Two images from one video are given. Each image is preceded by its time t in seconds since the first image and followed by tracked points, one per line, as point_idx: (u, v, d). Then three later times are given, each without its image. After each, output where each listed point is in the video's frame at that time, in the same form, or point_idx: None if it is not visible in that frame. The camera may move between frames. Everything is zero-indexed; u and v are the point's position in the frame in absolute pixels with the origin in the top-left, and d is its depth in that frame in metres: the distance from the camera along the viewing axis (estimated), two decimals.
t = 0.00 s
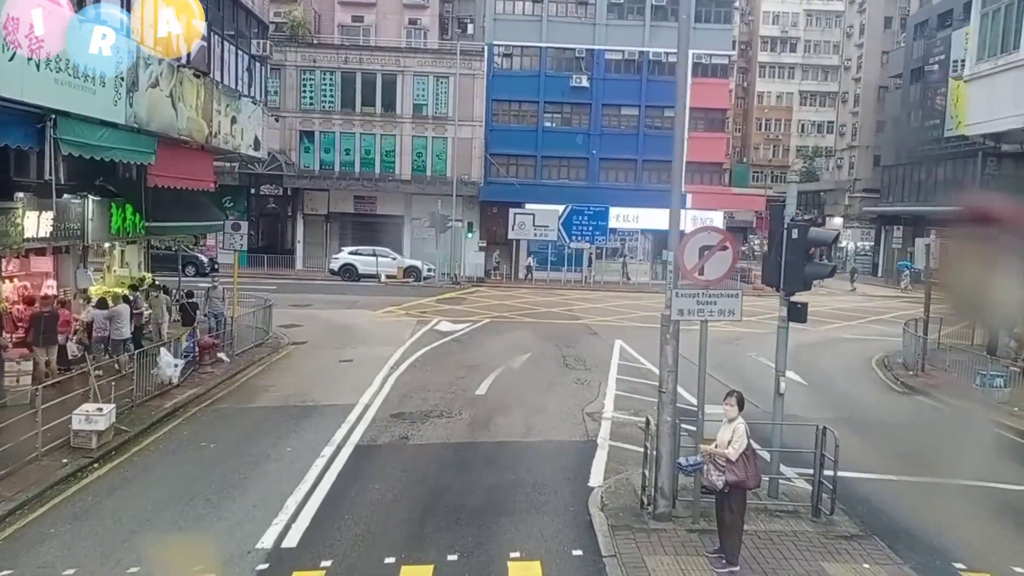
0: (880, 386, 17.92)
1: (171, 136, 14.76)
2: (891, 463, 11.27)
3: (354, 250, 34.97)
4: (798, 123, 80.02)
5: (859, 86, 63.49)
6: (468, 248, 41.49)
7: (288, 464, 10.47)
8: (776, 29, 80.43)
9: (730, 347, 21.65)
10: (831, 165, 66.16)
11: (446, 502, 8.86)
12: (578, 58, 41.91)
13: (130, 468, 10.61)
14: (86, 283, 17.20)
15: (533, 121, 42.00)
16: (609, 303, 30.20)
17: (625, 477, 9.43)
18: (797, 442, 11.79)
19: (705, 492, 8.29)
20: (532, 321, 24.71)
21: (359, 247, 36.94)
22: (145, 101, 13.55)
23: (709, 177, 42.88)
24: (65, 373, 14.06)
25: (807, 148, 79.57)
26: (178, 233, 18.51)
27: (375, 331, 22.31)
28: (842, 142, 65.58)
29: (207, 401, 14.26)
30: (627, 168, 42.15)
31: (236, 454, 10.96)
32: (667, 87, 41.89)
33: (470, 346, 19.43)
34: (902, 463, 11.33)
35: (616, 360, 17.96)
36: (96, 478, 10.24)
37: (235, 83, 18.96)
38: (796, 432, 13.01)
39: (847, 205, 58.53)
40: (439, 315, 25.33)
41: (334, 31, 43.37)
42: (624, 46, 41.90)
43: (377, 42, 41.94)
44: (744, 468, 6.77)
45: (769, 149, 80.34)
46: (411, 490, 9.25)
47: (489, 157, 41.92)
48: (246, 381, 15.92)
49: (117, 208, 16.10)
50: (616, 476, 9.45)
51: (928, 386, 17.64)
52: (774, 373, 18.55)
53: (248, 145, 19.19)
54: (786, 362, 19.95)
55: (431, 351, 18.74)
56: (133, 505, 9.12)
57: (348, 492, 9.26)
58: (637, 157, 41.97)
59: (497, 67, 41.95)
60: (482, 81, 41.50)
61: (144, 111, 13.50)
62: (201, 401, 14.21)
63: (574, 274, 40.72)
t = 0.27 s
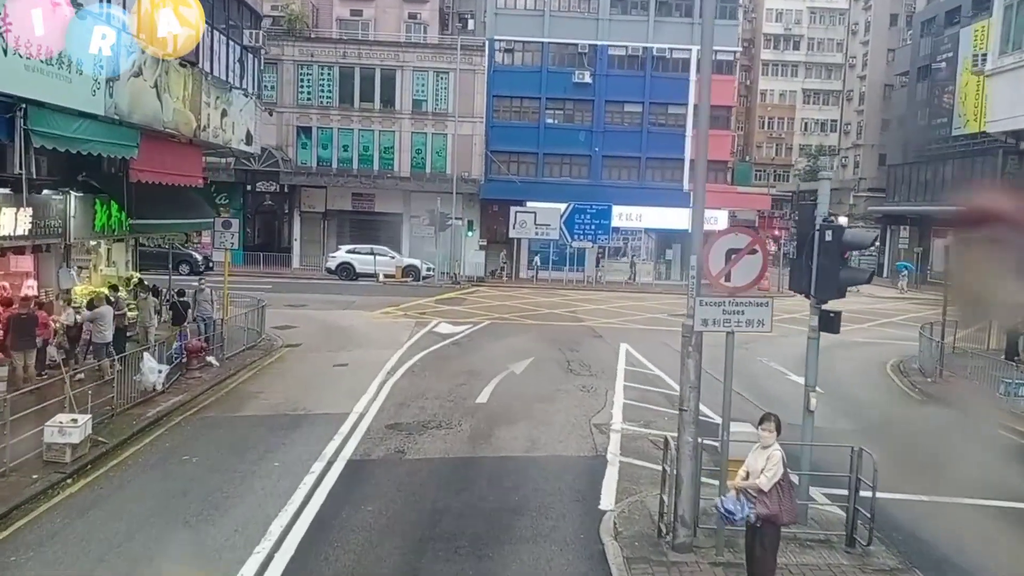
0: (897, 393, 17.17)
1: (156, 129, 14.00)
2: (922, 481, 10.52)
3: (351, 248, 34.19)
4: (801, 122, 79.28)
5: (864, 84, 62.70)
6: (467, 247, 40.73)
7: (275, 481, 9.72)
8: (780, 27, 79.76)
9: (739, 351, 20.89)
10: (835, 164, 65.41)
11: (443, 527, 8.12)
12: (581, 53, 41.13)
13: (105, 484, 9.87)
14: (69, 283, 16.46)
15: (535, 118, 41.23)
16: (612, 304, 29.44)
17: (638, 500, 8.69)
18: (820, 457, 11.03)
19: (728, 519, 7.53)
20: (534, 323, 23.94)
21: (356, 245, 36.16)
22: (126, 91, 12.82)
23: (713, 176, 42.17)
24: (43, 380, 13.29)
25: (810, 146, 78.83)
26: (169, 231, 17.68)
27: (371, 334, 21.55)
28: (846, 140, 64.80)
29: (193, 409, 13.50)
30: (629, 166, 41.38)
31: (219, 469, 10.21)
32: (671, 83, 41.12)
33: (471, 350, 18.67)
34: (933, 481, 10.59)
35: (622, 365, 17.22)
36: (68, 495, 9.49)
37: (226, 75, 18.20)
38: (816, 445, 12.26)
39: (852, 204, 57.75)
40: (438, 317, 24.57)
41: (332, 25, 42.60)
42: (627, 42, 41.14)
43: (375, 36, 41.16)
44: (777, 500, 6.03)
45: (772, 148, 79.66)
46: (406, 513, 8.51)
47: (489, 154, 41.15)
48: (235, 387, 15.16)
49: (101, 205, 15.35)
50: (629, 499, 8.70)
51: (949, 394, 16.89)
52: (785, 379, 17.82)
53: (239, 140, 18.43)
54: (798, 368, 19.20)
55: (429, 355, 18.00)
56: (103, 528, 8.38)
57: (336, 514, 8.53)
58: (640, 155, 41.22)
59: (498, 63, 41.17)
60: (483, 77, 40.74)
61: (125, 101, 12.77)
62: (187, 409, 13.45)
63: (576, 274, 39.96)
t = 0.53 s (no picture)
0: (922, 409, 16.32)
1: (142, 127, 13.28)
2: (966, 509, 9.64)
3: (352, 253, 33.38)
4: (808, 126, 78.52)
5: (873, 88, 61.89)
6: (470, 251, 39.95)
7: (259, 508, 8.90)
8: (787, 30, 79.11)
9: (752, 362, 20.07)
10: (843, 169, 64.59)
11: (444, 565, 7.32)
12: (587, 55, 40.35)
13: (77, 508, 9.09)
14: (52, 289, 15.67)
15: (540, 120, 40.46)
16: (619, 312, 28.64)
17: (660, 535, 7.86)
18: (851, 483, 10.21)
19: (766, 561, 6.68)
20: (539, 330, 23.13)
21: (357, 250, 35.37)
22: (110, 87, 12.08)
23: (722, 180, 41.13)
24: (18, 393, 12.49)
25: (816, 151, 78.13)
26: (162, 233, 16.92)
27: (369, 341, 20.75)
28: (854, 145, 63.99)
29: (179, 424, 12.70)
30: (636, 170, 40.59)
31: (202, 494, 9.42)
32: (679, 85, 40.32)
33: (473, 359, 17.86)
34: (976, 510, 9.74)
35: (632, 377, 16.40)
36: (34, 523, 8.69)
37: (220, 71, 17.41)
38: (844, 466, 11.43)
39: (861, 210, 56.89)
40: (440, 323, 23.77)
41: (334, 25, 41.85)
42: (634, 43, 40.37)
43: (378, 37, 40.43)
44: (831, 552, 5.32)
45: (777, 152, 78.88)
46: (403, 548, 7.71)
47: (493, 157, 40.37)
48: (225, 400, 14.37)
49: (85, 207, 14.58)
50: (650, 535, 7.88)
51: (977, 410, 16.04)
52: (803, 392, 16.99)
53: (232, 140, 17.65)
54: (814, 380, 18.38)
55: (430, 366, 17.19)
56: (68, 563, 7.59)
57: (325, 549, 7.73)
58: (647, 159, 40.42)
59: (503, 64, 40.40)
60: (487, 78, 39.96)
61: (108, 98, 12.02)
62: (172, 425, 12.65)
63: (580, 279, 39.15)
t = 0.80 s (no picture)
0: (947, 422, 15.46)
1: (122, 120, 12.44)
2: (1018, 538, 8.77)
3: (349, 253, 32.50)
4: (812, 127, 77.71)
5: (879, 89, 61.07)
6: (470, 252, 39.11)
7: (237, 540, 8.01)
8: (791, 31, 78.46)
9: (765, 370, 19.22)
10: (849, 170, 63.75)
11: None
12: (590, 52, 39.51)
13: (37, 536, 8.18)
14: (31, 292, 14.70)
15: (542, 119, 39.59)
16: (623, 315, 27.81)
17: None
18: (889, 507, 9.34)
19: None
20: (541, 335, 22.28)
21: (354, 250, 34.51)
22: (86, 77, 11.26)
23: (728, 181, 40.17)
24: None
25: (820, 152, 77.35)
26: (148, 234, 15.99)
27: (365, 346, 19.87)
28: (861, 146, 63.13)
29: (158, 438, 11.85)
30: (640, 170, 39.76)
31: (176, 520, 8.59)
32: (684, 84, 39.49)
33: (474, 367, 16.99)
34: None
35: (642, 387, 15.55)
36: None
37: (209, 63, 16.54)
38: (874, 489, 10.57)
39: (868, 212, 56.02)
40: (439, 327, 22.91)
41: (333, 21, 40.94)
42: (639, 41, 39.51)
43: (377, 33, 39.58)
44: None
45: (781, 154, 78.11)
46: None
47: (495, 156, 39.51)
48: (210, 410, 13.52)
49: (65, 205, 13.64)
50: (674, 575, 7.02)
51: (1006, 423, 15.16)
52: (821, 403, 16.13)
53: (222, 135, 16.79)
54: (831, 390, 17.52)
55: (428, 373, 16.34)
56: None
57: None
58: (652, 159, 39.59)
59: (505, 61, 39.56)
60: (489, 76, 39.11)
61: (84, 88, 11.20)
62: (150, 439, 11.80)
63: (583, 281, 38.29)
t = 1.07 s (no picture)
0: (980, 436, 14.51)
1: (98, 113, 11.59)
2: None
3: (348, 255, 31.60)
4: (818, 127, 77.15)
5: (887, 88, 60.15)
6: (472, 253, 38.21)
7: None
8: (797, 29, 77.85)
9: (782, 378, 18.30)
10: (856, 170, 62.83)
11: None
12: (595, 49, 38.58)
13: None
14: None
15: (546, 117, 38.69)
16: (630, 319, 26.90)
17: None
18: (930, 524, 8.49)
19: None
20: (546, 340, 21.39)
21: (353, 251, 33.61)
22: (54, 65, 10.39)
23: (737, 181, 39.25)
24: None
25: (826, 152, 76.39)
26: (131, 236, 15.04)
27: (363, 352, 18.97)
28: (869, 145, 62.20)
29: (134, 455, 10.98)
30: (646, 169, 38.87)
31: (145, 553, 7.72)
32: (691, 82, 38.60)
33: (477, 375, 16.10)
34: None
35: (655, 398, 14.67)
36: None
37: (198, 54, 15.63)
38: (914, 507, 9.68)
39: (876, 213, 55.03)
40: (440, 331, 22.00)
41: (332, 16, 39.91)
42: (645, 37, 38.56)
43: (378, 28, 38.70)
44: None
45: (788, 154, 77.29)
46: None
47: (498, 155, 38.60)
48: (193, 424, 12.63)
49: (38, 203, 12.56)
50: None
51: None
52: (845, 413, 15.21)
53: (210, 131, 15.89)
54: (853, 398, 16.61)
55: (428, 382, 15.43)
56: None
57: None
58: (658, 158, 38.70)
59: (508, 58, 38.64)
60: (491, 73, 38.22)
61: (52, 79, 10.33)
62: (126, 456, 10.91)
63: (587, 283, 37.39)
